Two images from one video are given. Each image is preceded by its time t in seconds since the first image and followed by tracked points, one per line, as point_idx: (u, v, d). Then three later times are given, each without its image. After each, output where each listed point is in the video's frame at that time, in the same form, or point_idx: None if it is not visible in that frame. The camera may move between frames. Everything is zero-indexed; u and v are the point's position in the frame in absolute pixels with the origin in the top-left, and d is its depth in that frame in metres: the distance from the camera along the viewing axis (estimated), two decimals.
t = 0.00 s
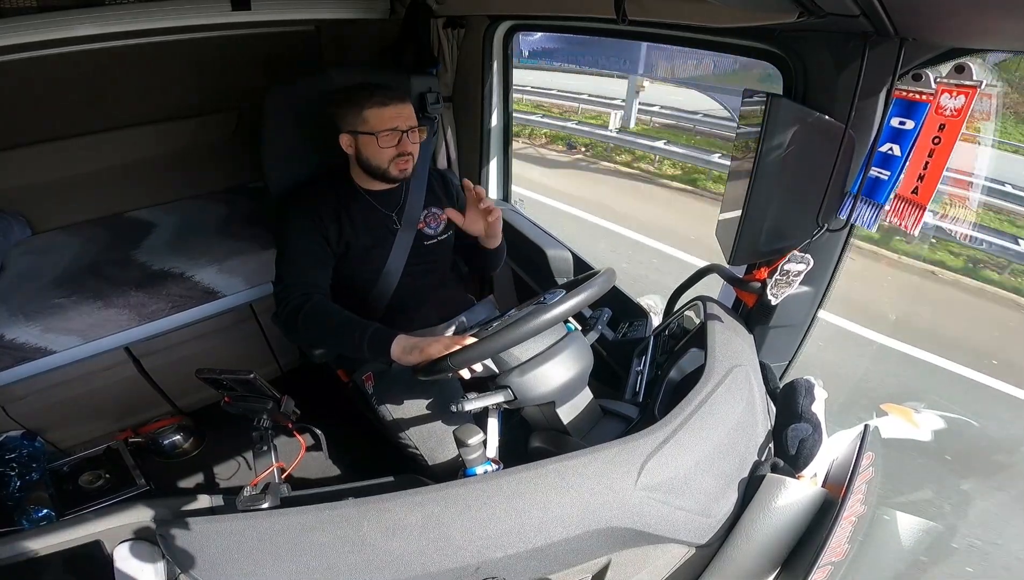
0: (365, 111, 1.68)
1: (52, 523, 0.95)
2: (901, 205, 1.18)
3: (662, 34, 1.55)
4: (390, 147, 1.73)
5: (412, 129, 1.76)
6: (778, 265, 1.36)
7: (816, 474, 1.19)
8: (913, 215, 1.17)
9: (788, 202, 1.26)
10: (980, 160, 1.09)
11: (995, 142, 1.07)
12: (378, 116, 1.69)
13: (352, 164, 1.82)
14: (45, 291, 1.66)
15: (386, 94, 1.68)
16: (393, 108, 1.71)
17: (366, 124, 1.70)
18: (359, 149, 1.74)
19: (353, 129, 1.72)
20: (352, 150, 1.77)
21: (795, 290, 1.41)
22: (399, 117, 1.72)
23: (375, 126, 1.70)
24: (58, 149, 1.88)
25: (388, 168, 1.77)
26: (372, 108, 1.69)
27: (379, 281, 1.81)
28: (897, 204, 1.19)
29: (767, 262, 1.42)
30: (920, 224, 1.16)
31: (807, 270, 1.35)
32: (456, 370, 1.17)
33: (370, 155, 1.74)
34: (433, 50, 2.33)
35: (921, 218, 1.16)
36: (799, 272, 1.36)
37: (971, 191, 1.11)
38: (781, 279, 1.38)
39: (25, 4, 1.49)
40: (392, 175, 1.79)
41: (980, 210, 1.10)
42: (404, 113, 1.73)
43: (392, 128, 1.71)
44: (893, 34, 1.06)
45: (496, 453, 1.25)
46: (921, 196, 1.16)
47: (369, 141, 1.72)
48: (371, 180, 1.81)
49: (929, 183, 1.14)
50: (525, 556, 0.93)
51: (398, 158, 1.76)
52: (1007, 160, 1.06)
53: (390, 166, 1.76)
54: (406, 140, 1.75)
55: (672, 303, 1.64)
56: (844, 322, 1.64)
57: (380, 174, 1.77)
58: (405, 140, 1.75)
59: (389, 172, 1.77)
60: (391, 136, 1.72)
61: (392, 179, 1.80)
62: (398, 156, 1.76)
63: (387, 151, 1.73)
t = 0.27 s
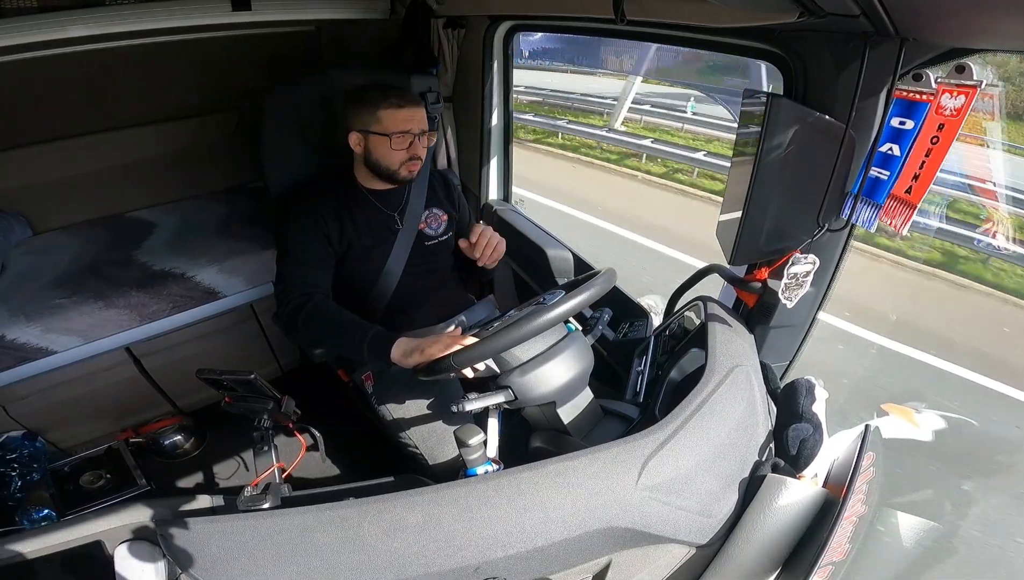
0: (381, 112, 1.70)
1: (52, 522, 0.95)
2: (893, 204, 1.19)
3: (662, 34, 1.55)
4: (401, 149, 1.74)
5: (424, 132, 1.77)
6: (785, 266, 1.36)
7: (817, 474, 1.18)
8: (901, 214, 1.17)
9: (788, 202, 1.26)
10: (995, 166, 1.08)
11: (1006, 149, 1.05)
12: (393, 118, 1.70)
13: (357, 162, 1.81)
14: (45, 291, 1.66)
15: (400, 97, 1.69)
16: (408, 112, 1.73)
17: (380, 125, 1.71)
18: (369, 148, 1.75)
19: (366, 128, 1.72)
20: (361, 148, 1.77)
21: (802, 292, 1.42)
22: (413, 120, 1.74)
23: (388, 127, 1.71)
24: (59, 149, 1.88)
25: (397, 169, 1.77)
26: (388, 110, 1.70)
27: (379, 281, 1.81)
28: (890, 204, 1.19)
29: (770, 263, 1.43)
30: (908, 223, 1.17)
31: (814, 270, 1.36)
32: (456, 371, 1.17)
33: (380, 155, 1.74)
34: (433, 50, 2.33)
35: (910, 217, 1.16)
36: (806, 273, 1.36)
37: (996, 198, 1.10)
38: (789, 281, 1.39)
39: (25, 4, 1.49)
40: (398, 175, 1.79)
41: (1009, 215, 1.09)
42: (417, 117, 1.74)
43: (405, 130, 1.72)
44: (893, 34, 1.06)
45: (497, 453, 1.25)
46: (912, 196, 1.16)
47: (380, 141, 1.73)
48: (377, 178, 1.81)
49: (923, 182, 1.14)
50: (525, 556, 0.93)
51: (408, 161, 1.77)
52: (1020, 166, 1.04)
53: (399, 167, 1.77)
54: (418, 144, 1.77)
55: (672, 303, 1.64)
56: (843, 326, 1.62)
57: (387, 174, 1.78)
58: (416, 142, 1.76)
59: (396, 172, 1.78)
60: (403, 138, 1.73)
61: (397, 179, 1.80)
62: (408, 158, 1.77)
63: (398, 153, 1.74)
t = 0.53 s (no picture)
0: (361, 110, 1.69)
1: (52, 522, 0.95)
2: (894, 204, 1.19)
3: (663, 34, 1.55)
4: (387, 146, 1.74)
5: (408, 126, 1.76)
6: (780, 264, 1.36)
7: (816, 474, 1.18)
8: (904, 214, 1.17)
9: (788, 202, 1.26)
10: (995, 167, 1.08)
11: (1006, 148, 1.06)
12: (374, 115, 1.70)
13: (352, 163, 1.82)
14: (45, 291, 1.66)
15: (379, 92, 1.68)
16: (388, 106, 1.72)
17: (363, 124, 1.70)
18: (357, 149, 1.75)
19: (349, 129, 1.72)
20: (350, 150, 1.77)
21: (797, 290, 1.41)
22: (394, 115, 1.73)
23: (371, 125, 1.70)
24: (59, 148, 1.88)
25: (387, 166, 1.77)
26: (367, 108, 1.70)
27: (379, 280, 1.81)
28: (891, 204, 1.19)
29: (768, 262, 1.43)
30: (912, 223, 1.17)
31: (809, 270, 1.35)
32: (456, 370, 1.17)
33: (367, 155, 1.74)
34: (433, 50, 2.33)
35: (912, 218, 1.16)
36: (801, 271, 1.36)
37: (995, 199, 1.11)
38: (784, 279, 1.38)
39: (25, 4, 1.49)
40: (391, 173, 1.79)
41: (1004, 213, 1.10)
42: (398, 111, 1.73)
43: (388, 126, 1.71)
44: (893, 34, 1.06)
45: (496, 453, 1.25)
46: (913, 196, 1.16)
47: (365, 140, 1.73)
48: (373, 178, 1.81)
49: (923, 182, 1.14)
50: (525, 556, 0.94)
51: (397, 156, 1.76)
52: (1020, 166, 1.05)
53: (389, 164, 1.77)
54: (403, 138, 1.76)
55: (672, 303, 1.63)
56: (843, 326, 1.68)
57: (379, 173, 1.78)
58: (401, 137, 1.75)
59: (387, 170, 1.77)
60: (387, 134, 1.72)
61: (390, 177, 1.80)
62: (396, 154, 1.76)
63: (385, 150, 1.74)
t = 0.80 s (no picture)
0: (332, 121, 1.69)
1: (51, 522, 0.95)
2: (901, 205, 1.18)
3: (662, 34, 1.55)
4: (363, 153, 1.74)
5: (380, 130, 1.74)
6: (784, 265, 1.36)
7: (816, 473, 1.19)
8: (913, 215, 1.17)
9: (788, 202, 1.26)
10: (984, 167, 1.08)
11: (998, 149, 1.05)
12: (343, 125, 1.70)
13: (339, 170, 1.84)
14: (45, 291, 1.66)
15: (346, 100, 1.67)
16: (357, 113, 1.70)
17: (335, 135, 1.71)
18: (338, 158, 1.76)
19: (326, 140, 1.73)
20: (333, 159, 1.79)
21: (801, 292, 1.42)
22: (365, 121, 1.71)
23: (342, 135, 1.70)
24: (59, 149, 1.88)
25: (369, 172, 1.78)
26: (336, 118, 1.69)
27: (378, 281, 1.81)
28: (898, 204, 1.19)
29: (770, 263, 1.43)
30: (921, 224, 1.17)
31: (813, 271, 1.35)
32: (456, 370, 1.17)
33: (347, 164, 1.75)
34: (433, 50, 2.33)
35: (921, 218, 1.16)
36: (805, 273, 1.36)
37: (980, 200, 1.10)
38: (788, 281, 1.39)
39: (25, 4, 1.49)
40: (375, 179, 1.79)
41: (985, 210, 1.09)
42: (369, 116, 1.72)
43: (359, 134, 1.70)
44: (893, 33, 1.06)
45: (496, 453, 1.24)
46: (921, 196, 1.16)
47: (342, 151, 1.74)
48: (359, 186, 1.82)
49: (930, 183, 1.14)
50: (525, 556, 0.93)
51: (375, 162, 1.76)
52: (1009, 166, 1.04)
53: (370, 170, 1.77)
54: (378, 143, 1.75)
55: (672, 303, 1.64)
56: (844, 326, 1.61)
57: (363, 180, 1.79)
58: (375, 143, 1.75)
59: (369, 176, 1.78)
60: (360, 142, 1.72)
61: (376, 182, 1.81)
62: (374, 159, 1.76)
63: (361, 158, 1.74)
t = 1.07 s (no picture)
0: (326, 120, 1.69)
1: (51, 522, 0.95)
2: (892, 204, 1.19)
3: (663, 34, 1.55)
4: (357, 151, 1.74)
5: (374, 128, 1.74)
6: (778, 264, 1.35)
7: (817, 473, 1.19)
8: (900, 214, 1.17)
9: (788, 202, 1.26)
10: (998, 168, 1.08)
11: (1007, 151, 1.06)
12: (337, 123, 1.70)
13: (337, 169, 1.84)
14: (44, 291, 1.66)
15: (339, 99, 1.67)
16: (350, 112, 1.70)
17: (330, 133, 1.71)
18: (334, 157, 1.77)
19: (321, 139, 1.74)
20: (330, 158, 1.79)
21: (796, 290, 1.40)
22: (358, 119, 1.71)
23: (336, 133, 1.71)
24: (59, 149, 1.88)
25: (365, 171, 1.78)
26: (330, 116, 1.70)
27: (378, 281, 1.81)
28: (888, 204, 1.19)
29: (768, 263, 1.43)
30: (907, 223, 1.17)
31: (808, 268, 1.34)
32: (456, 370, 1.17)
33: (342, 163, 1.76)
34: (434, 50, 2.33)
35: (908, 218, 1.16)
36: (800, 271, 1.35)
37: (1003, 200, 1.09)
38: (782, 278, 1.37)
39: (25, 4, 1.49)
40: (371, 177, 1.79)
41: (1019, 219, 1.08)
42: (362, 114, 1.71)
43: (353, 132, 1.70)
44: (893, 34, 1.06)
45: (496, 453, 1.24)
46: (910, 196, 1.16)
47: (337, 149, 1.74)
48: (356, 184, 1.82)
49: (922, 182, 1.14)
50: (525, 555, 0.94)
51: (370, 161, 1.76)
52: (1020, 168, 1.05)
53: (365, 169, 1.77)
54: (373, 141, 1.75)
55: (671, 303, 1.64)
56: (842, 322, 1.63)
57: (360, 178, 1.79)
58: (370, 141, 1.75)
59: (365, 174, 1.78)
60: (355, 140, 1.72)
61: (372, 180, 1.81)
62: (369, 158, 1.76)
63: (356, 156, 1.74)
